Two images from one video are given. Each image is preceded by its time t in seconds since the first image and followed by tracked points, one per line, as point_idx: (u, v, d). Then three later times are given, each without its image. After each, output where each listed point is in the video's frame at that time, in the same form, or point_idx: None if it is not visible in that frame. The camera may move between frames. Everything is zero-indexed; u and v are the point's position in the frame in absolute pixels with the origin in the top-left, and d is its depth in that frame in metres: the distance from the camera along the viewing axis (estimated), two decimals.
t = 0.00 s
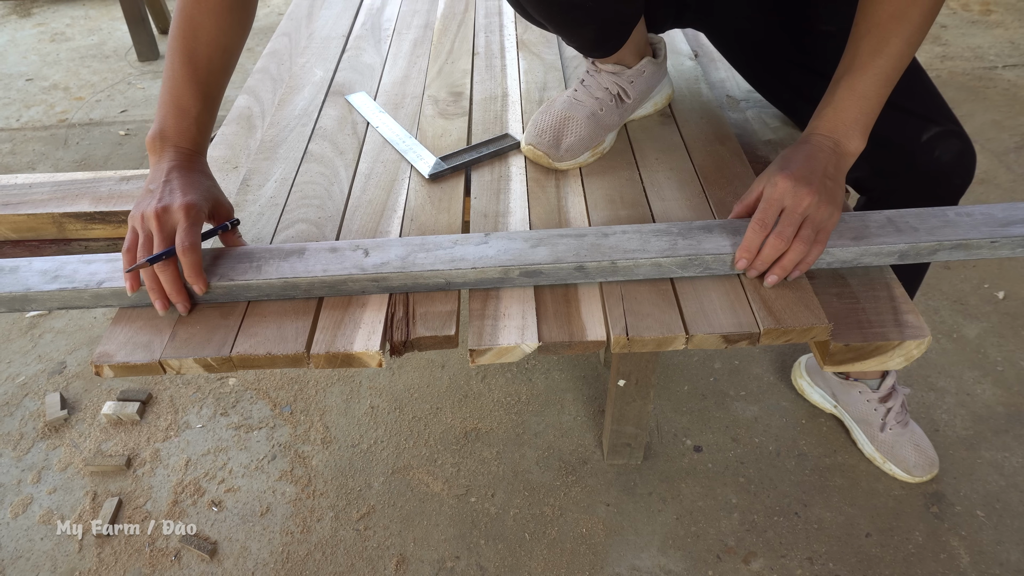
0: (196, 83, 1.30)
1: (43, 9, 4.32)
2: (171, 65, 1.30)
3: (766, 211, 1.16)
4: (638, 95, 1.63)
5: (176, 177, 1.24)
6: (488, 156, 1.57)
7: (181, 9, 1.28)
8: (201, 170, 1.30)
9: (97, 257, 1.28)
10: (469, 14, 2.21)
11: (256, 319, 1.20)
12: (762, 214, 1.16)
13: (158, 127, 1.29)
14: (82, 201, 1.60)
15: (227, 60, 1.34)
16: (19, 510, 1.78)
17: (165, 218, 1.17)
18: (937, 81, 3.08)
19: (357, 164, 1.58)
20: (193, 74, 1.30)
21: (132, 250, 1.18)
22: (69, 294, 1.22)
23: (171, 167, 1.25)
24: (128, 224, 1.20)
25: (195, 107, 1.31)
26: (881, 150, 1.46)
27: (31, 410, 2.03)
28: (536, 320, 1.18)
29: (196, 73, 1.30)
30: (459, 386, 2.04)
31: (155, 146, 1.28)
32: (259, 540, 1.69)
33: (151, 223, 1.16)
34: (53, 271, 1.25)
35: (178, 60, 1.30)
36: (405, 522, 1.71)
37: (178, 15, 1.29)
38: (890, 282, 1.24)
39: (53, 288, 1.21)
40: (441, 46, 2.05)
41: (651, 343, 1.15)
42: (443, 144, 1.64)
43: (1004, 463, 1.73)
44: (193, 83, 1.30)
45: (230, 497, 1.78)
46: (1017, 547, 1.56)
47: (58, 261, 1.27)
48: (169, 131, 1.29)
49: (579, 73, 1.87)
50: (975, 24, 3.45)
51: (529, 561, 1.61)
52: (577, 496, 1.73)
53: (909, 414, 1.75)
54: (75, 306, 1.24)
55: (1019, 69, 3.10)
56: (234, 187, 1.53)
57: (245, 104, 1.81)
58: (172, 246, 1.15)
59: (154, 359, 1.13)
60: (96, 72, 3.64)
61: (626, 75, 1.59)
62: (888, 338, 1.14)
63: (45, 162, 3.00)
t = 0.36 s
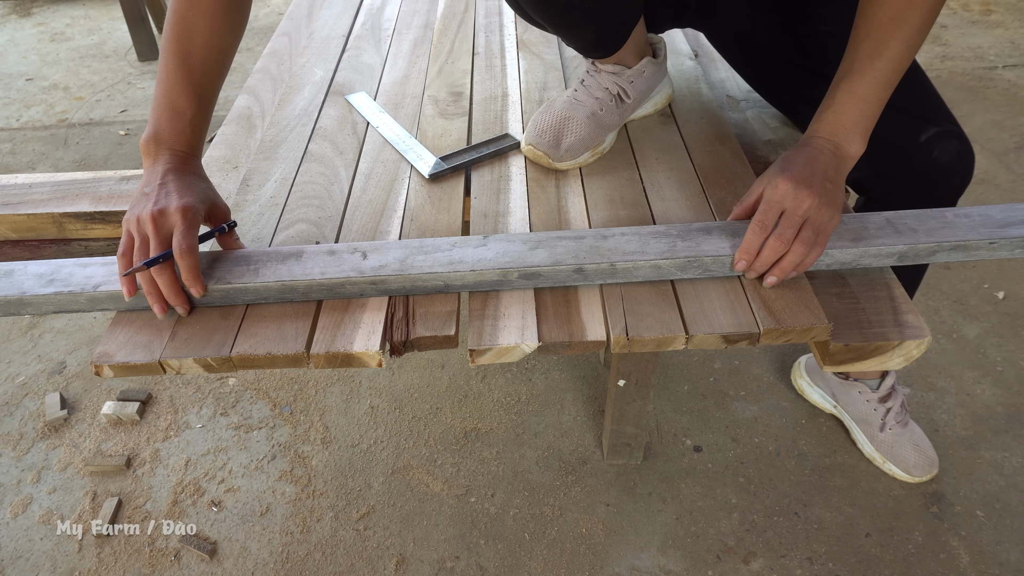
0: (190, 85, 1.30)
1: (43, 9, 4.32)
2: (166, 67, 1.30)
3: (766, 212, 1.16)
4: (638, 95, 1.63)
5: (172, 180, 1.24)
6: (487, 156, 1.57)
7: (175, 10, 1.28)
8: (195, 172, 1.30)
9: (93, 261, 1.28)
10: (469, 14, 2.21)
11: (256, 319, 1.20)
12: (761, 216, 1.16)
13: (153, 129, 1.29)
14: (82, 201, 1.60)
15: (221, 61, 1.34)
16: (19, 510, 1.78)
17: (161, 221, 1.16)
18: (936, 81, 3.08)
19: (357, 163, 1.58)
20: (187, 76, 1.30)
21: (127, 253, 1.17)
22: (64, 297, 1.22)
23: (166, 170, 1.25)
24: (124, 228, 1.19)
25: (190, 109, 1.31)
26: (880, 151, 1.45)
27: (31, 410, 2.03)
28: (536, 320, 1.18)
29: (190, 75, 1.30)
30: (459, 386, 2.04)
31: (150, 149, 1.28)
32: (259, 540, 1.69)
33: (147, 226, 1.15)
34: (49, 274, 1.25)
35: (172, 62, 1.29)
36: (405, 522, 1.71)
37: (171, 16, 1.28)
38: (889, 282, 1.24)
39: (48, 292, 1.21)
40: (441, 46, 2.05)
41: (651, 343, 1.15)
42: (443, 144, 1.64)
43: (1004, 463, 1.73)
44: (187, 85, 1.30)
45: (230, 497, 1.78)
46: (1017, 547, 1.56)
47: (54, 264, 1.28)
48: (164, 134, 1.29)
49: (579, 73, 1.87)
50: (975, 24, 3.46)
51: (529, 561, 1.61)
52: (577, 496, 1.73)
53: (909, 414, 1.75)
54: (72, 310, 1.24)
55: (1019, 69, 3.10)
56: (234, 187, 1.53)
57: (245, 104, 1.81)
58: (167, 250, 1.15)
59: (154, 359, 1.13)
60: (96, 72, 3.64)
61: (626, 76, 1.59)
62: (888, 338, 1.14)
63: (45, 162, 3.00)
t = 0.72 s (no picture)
0: (190, 86, 1.30)
1: (43, 9, 4.32)
2: (166, 68, 1.30)
3: (766, 212, 1.16)
4: (638, 95, 1.63)
5: (172, 180, 1.24)
6: (487, 156, 1.57)
7: (174, 11, 1.28)
8: (195, 172, 1.30)
9: (94, 261, 1.28)
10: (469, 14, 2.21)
11: (256, 319, 1.20)
12: (762, 215, 1.16)
13: (153, 130, 1.29)
14: (81, 201, 1.60)
15: (221, 61, 1.34)
16: (19, 510, 1.78)
17: (161, 221, 1.16)
18: (936, 81, 3.08)
19: (357, 164, 1.58)
20: (187, 77, 1.30)
21: (128, 253, 1.18)
22: (65, 297, 1.22)
23: (166, 170, 1.25)
24: (124, 228, 1.19)
25: (190, 110, 1.31)
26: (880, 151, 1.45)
27: (31, 411, 2.03)
28: (536, 320, 1.18)
29: (190, 76, 1.30)
30: (459, 386, 2.04)
31: (150, 150, 1.28)
32: (259, 540, 1.69)
33: (147, 226, 1.15)
34: (49, 273, 1.25)
35: (172, 62, 1.29)
36: (405, 522, 1.71)
37: (170, 16, 1.28)
38: (889, 282, 1.24)
39: (48, 292, 1.21)
40: (441, 46, 2.05)
41: (651, 343, 1.15)
42: (442, 144, 1.64)
43: (1004, 462, 1.73)
44: (187, 85, 1.30)
45: (230, 497, 1.78)
46: (1017, 547, 1.56)
47: (54, 264, 1.28)
48: (164, 134, 1.29)
49: (578, 73, 1.87)
50: (974, 24, 3.46)
51: (528, 561, 1.61)
52: (576, 496, 1.74)
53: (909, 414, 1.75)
54: (72, 310, 1.24)
55: (1018, 69, 3.10)
56: (234, 187, 1.53)
57: (245, 104, 1.82)
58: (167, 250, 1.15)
59: (154, 360, 1.13)
60: (96, 72, 3.65)
61: (626, 76, 1.59)
62: (888, 338, 1.14)
63: (45, 162, 3.00)
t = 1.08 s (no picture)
0: (191, 85, 1.30)
1: (43, 9, 4.31)
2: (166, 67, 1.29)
3: (777, 214, 1.14)
4: (638, 95, 1.63)
5: (172, 180, 1.24)
6: (487, 156, 1.57)
7: (173, 10, 1.27)
8: (196, 172, 1.30)
9: (93, 261, 1.28)
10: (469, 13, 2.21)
11: (256, 318, 1.20)
12: (773, 218, 1.15)
13: (154, 130, 1.29)
14: (81, 201, 1.60)
15: (220, 60, 1.33)
16: (19, 510, 1.78)
17: (161, 221, 1.16)
18: (936, 80, 3.08)
19: (357, 163, 1.58)
20: (188, 76, 1.30)
21: (128, 253, 1.18)
22: (65, 297, 1.22)
23: (166, 170, 1.25)
24: (125, 228, 1.19)
25: (190, 109, 1.30)
26: (880, 151, 1.45)
27: (31, 410, 2.03)
28: (536, 320, 1.18)
29: (191, 75, 1.30)
30: (458, 386, 2.04)
31: (151, 150, 1.28)
32: (259, 540, 1.69)
33: (146, 226, 1.15)
34: (49, 273, 1.25)
35: (172, 62, 1.29)
36: (405, 522, 1.71)
37: (170, 15, 1.28)
38: (889, 282, 1.24)
39: (48, 292, 1.21)
40: (441, 46, 2.05)
41: (651, 343, 1.15)
42: (442, 143, 1.63)
43: (1004, 462, 1.73)
44: (187, 85, 1.30)
45: (230, 497, 1.78)
46: (1017, 547, 1.56)
47: (55, 264, 1.27)
48: (165, 135, 1.29)
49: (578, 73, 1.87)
50: (975, 23, 3.45)
51: (528, 561, 1.61)
52: (576, 496, 1.73)
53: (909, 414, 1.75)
54: (72, 310, 1.24)
55: (1018, 69, 3.10)
56: (233, 187, 1.53)
57: (244, 104, 1.81)
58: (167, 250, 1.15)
59: (154, 359, 1.13)
60: (96, 72, 3.64)
61: (626, 75, 1.59)
62: (888, 338, 1.14)
63: (45, 162, 3.00)
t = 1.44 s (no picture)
0: (191, 85, 1.30)
1: (43, 9, 4.31)
2: (167, 66, 1.29)
3: (851, 211, 1.16)
4: (638, 94, 1.63)
5: (172, 180, 1.24)
6: (488, 156, 1.57)
7: (175, 9, 1.27)
8: (195, 172, 1.30)
9: (93, 261, 1.28)
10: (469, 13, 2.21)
11: (256, 319, 1.20)
12: (847, 215, 1.16)
13: (154, 130, 1.29)
14: (81, 201, 1.60)
15: (222, 60, 1.33)
16: (18, 510, 1.78)
17: (161, 221, 1.16)
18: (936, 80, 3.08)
19: (357, 163, 1.58)
20: (189, 76, 1.29)
21: (128, 253, 1.17)
22: (65, 297, 1.22)
23: (166, 170, 1.25)
24: (125, 227, 1.19)
25: (191, 108, 1.30)
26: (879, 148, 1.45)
27: (30, 410, 2.03)
28: (536, 320, 1.18)
29: (192, 75, 1.29)
30: (458, 386, 2.04)
31: (151, 150, 1.28)
32: (259, 540, 1.69)
33: (146, 226, 1.15)
34: (49, 273, 1.25)
35: (173, 61, 1.28)
36: (405, 522, 1.71)
37: (171, 14, 1.27)
38: (889, 282, 1.24)
39: (48, 292, 1.21)
40: (441, 46, 2.05)
41: (651, 343, 1.15)
42: (442, 143, 1.63)
43: (1004, 462, 1.73)
44: (187, 85, 1.29)
45: (230, 497, 1.78)
46: (1017, 547, 1.56)
47: (55, 263, 1.27)
48: (165, 135, 1.28)
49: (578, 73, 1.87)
50: (975, 23, 3.45)
51: (528, 561, 1.61)
52: (576, 496, 1.73)
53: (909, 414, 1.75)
54: (72, 309, 1.24)
55: (1018, 69, 3.09)
56: (233, 187, 1.53)
57: (244, 104, 1.81)
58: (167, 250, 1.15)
59: (153, 359, 1.13)
60: (96, 71, 3.64)
61: (626, 75, 1.59)
62: (888, 338, 1.14)
63: (45, 162, 3.00)
